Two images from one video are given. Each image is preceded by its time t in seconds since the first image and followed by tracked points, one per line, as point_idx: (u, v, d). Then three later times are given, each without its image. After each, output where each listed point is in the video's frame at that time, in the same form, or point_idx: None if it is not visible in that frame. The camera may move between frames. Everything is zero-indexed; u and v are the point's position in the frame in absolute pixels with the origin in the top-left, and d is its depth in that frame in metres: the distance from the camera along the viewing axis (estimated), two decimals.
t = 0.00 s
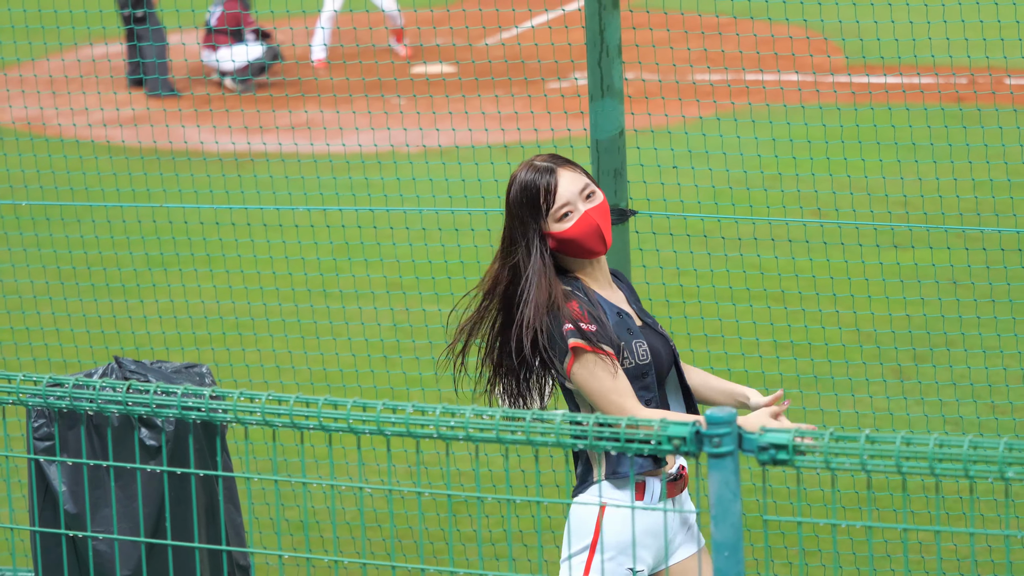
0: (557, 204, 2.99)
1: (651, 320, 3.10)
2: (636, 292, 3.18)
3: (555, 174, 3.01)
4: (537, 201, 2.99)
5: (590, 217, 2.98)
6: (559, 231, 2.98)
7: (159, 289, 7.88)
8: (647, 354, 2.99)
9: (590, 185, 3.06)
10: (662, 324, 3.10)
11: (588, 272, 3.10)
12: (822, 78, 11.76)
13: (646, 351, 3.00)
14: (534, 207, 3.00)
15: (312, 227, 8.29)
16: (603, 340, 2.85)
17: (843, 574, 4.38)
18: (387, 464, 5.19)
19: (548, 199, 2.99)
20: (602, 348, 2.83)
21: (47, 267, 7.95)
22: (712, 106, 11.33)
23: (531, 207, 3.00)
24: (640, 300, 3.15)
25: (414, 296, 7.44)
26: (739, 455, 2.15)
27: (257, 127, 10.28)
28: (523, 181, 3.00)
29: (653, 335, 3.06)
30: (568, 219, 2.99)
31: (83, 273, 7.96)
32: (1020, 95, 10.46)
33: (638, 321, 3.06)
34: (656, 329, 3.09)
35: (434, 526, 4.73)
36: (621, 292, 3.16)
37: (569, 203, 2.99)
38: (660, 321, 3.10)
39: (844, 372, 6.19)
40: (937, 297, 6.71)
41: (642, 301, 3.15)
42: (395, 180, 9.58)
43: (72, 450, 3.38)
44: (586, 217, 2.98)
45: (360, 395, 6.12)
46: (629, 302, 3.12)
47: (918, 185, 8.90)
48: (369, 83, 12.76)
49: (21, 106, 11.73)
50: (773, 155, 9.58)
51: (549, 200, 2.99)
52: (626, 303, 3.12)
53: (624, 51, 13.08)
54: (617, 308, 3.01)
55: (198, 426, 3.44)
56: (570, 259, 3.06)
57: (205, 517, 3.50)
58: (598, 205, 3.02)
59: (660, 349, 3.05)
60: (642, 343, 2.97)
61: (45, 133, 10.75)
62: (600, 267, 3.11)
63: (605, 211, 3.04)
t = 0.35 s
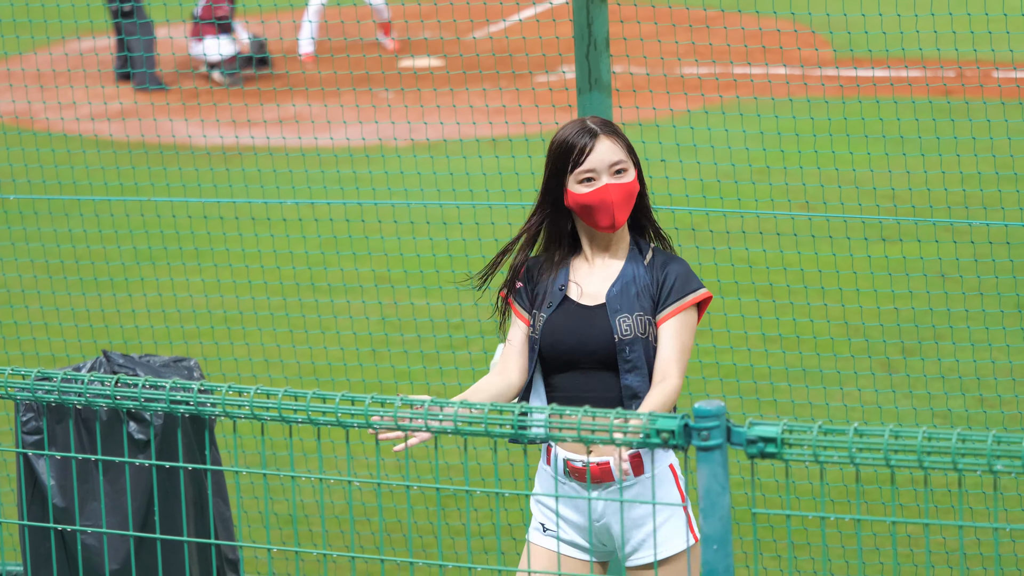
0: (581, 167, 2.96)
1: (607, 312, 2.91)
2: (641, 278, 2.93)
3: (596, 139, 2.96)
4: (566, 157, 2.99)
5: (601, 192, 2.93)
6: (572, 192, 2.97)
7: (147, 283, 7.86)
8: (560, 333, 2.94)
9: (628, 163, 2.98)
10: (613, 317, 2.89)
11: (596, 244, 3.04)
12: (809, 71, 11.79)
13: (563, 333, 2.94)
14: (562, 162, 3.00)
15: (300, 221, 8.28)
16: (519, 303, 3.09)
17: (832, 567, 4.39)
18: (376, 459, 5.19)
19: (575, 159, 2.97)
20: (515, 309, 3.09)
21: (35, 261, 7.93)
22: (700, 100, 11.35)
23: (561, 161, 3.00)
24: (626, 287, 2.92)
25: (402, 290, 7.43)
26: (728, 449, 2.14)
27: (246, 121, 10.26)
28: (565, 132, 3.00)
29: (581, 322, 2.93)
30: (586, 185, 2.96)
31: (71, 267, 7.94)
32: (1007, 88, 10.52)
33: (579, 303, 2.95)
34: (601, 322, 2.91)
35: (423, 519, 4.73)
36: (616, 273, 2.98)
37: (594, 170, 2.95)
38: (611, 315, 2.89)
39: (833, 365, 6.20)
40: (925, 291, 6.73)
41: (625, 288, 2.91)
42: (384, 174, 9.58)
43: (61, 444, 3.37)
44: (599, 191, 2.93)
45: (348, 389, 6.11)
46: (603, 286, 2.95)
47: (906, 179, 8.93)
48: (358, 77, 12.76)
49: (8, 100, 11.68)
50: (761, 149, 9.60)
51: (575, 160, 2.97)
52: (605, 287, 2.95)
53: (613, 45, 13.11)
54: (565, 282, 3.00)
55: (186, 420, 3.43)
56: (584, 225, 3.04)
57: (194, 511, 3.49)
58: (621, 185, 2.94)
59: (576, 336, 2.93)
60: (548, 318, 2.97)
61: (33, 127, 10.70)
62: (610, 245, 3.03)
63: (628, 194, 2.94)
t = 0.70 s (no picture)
0: (526, 154, 2.93)
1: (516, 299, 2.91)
2: (553, 272, 2.90)
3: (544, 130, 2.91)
4: (511, 144, 2.94)
5: (542, 183, 2.89)
6: (514, 178, 2.93)
7: (150, 279, 7.87)
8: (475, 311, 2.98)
9: (574, 158, 2.94)
10: (517, 305, 2.89)
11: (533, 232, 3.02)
12: (813, 67, 11.80)
13: (476, 311, 2.97)
14: (507, 149, 2.96)
15: (304, 218, 8.28)
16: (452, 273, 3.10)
17: (835, 563, 4.40)
18: (379, 455, 5.19)
19: (521, 147, 2.93)
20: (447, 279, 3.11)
21: (38, 258, 7.93)
22: (703, 96, 11.35)
23: (507, 146, 2.96)
24: (536, 279, 2.90)
25: (405, 286, 7.43)
26: (732, 445, 2.14)
27: (249, 118, 10.27)
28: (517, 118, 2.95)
29: (492, 305, 2.95)
30: (528, 173, 2.92)
31: (74, 263, 7.95)
32: (1010, 85, 10.52)
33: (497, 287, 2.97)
34: (508, 308, 2.92)
35: (425, 516, 4.73)
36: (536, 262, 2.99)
37: (537, 160, 2.91)
38: (516, 303, 2.89)
39: (836, 361, 6.20)
40: (929, 287, 6.72)
41: (536, 279, 2.90)
42: (387, 170, 9.58)
43: (64, 440, 3.37)
44: (541, 181, 2.89)
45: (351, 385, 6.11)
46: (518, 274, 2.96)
47: (910, 175, 8.93)
48: (361, 73, 12.76)
49: (11, 97, 11.69)
50: (764, 145, 9.60)
51: (521, 148, 2.93)
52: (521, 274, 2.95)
53: (615, 41, 13.11)
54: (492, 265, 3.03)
55: (189, 417, 3.44)
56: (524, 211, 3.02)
57: (197, 507, 3.50)
58: (563, 179, 2.90)
59: (484, 317, 2.95)
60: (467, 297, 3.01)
61: (36, 125, 10.71)
62: (544, 234, 3.02)
63: (568, 188, 2.91)
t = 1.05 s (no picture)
0: (473, 146, 2.90)
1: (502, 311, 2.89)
2: (532, 275, 2.90)
3: (486, 120, 2.91)
4: (456, 140, 2.93)
5: (494, 170, 2.86)
6: (462, 170, 2.89)
7: (150, 275, 7.88)
8: (466, 328, 2.93)
9: (521, 144, 2.93)
10: (509, 317, 2.87)
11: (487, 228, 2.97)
12: (813, 65, 11.82)
13: (467, 328, 2.92)
14: (452, 145, 2.94)
15: (303, 214, 8.29)
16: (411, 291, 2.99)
17: (833, 561, 4.40)
18: (378, 452, 5.20)
19: (466, 140, 2.91)
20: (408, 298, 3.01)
21: (37, 254, 7.93)
22: (703, 93, 11.36)
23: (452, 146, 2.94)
24: (520, 286, 2.89)
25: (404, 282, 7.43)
26: (730, 443, 2.13)
27: (249, 114, 10.27)
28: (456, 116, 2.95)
29: (482, 322, 2.91)
30: (478, 162, 2.89)
31: (74, 259, 7.95)
32: (1010, 82, 10.54)
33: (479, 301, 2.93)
34: (496, 320, 2.90)
35: (424, 513, 4.73)
36: (506, 269, 2.94)
37: (486, 148, 2.89)
38: (506, 315, 2.88)
39: (835, 359, 6.21)
40: (928, 285, 6.72)
41: (518, 286, 2.89)
42: (386, 167, 9.58)
43: (63, 437, 3.37)
44: (492, 167, 2.86)
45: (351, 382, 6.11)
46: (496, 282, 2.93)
47: (910, 173, 8.94)
48: (361, 70, 12.76)
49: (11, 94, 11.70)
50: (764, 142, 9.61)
51: (466, 141, 2.91)
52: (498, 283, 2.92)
53: (615, 38, 13.12)
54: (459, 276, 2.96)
55: (188, 414, 3.44)
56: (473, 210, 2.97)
57: (196, 504, 3.50)
58: (514, 164, 2.88)
59: (479, 334, 2.91)
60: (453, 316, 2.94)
61: (35, 121, 10.70)
62: (503, 233, 2.96)
63: (521, 174, 2.89)
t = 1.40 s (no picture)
0: (463, 133, 3.01)
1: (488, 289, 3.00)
2: (519, 254, 3.03)
3: (471, 108, 3.01)
4: (444, 131, 3.03)
5: (486, 156, 2.98)
6: (455, 158, 3.00)
7: (145, 273, 7.87)
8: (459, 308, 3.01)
9: (509, 128, 3.04)
10: (493, 296, 2.98)
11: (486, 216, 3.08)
12: (809, 63, 11.82)
13: (462, 310, 3.01)
14: (442, 132, 3.04)
15: (298, 212, 8.28)
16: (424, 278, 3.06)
17: (828, 559, 4.40)
18: (373, 450, 5.20)
19: (455, 129, 3.02)
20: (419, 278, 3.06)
21: (32, 251, 7.93)
22: (698, 91, 11.36)
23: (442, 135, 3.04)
24: (507, 265, 3.01)
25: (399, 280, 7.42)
26: (726, 440, 2.13)
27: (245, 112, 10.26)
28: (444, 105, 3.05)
29: (474, 300, 3.01)
30: (470, 148, 3.00)
31: (69, 256, 7.94)
32: (1006, 80, 10.55)
33: (474, 284, 3.02)
34: (484, 299, 3.00)
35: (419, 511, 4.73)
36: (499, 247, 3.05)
37: (476, 134, 3.00)
38: (492, 294, 2.98)
39: (831, 357, 6.21)
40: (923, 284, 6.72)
41: (504, 264, 3.01)
42: (382, 164, 9.57)
43: (58, 434, 3.36)
44: (484, 153, 2.98)
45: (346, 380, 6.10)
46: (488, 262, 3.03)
47: (905, 171, 8.94)
48: (357, 68, 12.76)
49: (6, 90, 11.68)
50: (759, 140, 9.61)
51: (455, 129, 3.02)
52: (486, 261, 3.04)
53: (612, 35, 13.12)
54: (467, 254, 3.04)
55: (183, 411, 3.43)
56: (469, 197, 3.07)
57: (191, 502, 3.49)
58: (503, 147, 3.00)
59: (478, 315, 3.00)
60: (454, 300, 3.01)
61: (30, 118, 10.68)
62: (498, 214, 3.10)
63: (512, 157, 3.01)
